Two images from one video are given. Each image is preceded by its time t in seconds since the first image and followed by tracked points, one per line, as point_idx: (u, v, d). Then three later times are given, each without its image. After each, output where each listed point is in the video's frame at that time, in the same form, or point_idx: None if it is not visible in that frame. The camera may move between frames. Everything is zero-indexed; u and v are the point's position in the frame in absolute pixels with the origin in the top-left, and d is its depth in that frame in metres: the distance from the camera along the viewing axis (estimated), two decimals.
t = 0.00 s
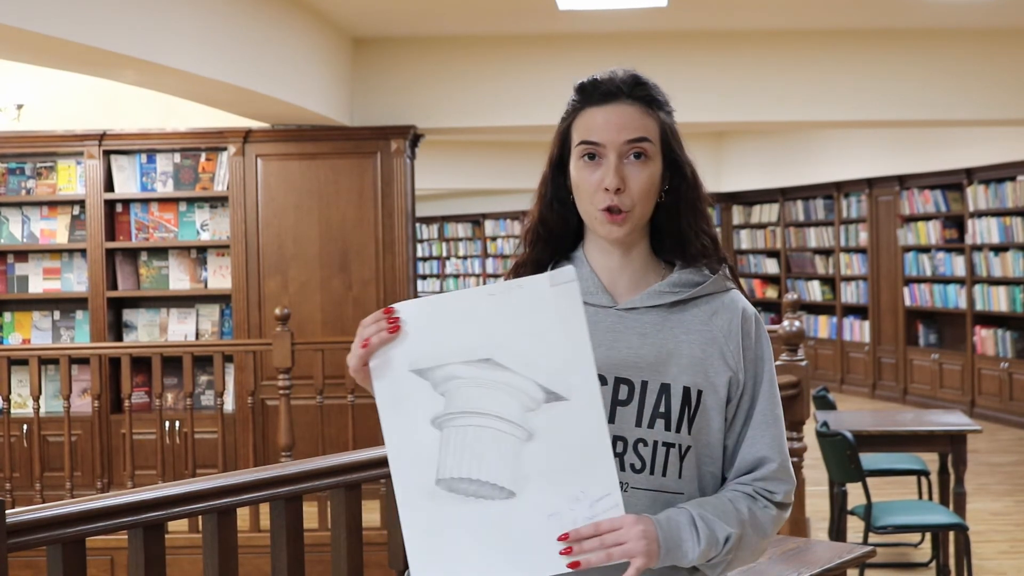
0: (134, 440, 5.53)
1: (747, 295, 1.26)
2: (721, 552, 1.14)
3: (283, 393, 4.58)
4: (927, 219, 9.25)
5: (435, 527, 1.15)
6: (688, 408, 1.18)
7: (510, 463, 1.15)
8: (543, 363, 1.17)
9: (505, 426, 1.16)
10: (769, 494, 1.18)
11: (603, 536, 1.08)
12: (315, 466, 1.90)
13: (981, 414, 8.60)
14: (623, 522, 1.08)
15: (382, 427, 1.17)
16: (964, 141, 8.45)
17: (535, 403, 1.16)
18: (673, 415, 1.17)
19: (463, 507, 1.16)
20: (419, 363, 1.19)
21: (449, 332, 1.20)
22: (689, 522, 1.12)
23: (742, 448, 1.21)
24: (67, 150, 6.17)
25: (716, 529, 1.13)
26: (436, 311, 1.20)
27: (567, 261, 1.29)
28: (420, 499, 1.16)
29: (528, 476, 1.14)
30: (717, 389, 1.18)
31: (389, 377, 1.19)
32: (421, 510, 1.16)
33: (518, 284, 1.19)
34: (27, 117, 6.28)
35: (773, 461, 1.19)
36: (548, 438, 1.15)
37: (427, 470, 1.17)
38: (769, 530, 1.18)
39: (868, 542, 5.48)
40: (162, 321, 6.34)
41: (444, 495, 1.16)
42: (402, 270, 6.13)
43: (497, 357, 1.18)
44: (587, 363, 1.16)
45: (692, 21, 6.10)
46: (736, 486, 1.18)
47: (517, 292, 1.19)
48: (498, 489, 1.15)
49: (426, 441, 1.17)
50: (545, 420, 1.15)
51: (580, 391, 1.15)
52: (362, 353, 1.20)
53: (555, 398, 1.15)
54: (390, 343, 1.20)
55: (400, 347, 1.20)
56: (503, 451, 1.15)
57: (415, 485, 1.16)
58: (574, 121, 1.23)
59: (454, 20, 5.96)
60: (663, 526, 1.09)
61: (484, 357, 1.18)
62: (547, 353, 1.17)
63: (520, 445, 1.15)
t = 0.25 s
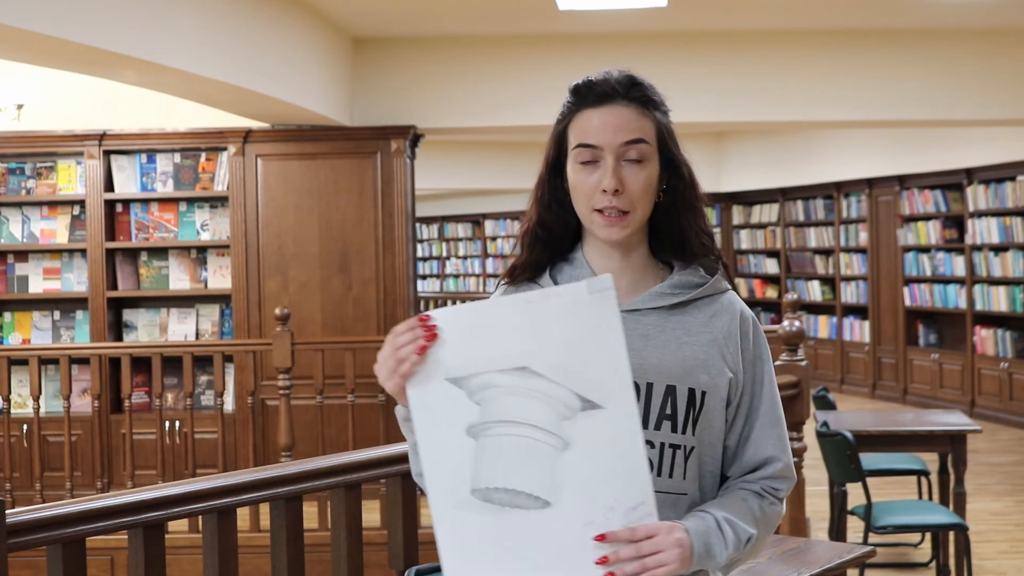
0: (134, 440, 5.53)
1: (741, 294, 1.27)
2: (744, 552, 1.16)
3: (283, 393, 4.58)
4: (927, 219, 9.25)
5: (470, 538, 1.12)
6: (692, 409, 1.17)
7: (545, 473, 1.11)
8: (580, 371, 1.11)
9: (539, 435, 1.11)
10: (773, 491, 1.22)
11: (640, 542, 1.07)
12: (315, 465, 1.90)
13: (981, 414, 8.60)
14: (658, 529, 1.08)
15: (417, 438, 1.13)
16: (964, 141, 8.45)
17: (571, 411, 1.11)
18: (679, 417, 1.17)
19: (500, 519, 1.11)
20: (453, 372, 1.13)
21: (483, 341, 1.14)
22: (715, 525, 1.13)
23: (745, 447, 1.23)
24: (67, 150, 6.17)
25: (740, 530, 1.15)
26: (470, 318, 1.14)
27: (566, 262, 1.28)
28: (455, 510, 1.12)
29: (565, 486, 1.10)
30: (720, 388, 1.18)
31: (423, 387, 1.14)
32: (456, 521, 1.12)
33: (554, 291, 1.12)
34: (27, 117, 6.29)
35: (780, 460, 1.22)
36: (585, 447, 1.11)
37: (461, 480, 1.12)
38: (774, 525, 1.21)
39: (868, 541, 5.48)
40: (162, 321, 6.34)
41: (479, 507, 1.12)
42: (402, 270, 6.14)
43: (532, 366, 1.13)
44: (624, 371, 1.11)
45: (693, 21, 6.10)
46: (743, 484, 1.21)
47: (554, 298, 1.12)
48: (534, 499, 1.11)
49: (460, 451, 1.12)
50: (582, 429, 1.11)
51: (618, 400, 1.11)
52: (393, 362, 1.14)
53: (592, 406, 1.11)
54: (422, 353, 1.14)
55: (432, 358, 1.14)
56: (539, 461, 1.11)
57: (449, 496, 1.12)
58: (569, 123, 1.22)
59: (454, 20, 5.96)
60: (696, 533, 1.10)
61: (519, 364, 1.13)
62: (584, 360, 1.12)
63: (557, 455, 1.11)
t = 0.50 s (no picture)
0: (134, 440, 5.53)
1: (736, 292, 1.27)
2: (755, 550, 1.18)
3: (283, 393, 4.58)
4: (927, 219, 9.25)
5: (500, 548, 1.10)
6: (698, 408, 1.17)
7: (578, 485, 1.11)
8: (617, 384, 1.13)
9: (574, 447, 1.12)
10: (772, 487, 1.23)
11: (666, 551, 1.10)
12: (316, 466, 1.89)
13: (981, 414, 8.60)
14: (684, 538, 1.10)
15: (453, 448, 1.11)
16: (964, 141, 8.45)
17: (607, 424, 1.12)
18: (687, 416, 1.17)
19: (531, 529, 1.11)
20: (491, 382, 1.12)
21: (521, 351, 1.13)
22: (731, 527, 1.15)
23: (744, 443, 1.23)
24: (67, 150, 6.17)
25: (753, 529, 1.18)
26: (511, 328, 1.12)
27: (566, 262, 1.27)
28: (485, 520, 1.11)
29: (598, 498, 1.11)
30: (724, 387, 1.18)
31: (460, 397, 1.12)
32: (486, 531, 1.11)
33: (597, 302, 1.13)
34: (27, 117, 6.29)
35: (781, 455, 1.23)
36: (618, 459, 1.12)
37: (494, 492, 1.11)
38: (774, 518, 1.23)
39: (869, 542, 5.48)
40: (162, 321, 6.34)
41: (511, 518, 1.11)
42: (402, 270, 6.14)
43: (572, 378, 1.13)
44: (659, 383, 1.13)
45: (693, 21, 6.11)
46: (744, 479, 1.22)
47: (595, 311, 1.13)
48: (566, 510, 1.11)
49: (492, 462, 1.11)
50: (617, 441, 1.12)
51: (652, 413, 1.13)
52: (432, 369, 1.11)
53: (627, 419, 1.12)
54: (463, 362, 1.11)
55: (471, 367, 1.12)
56: (573, 473, 1.11)
57: (479, 506, 1.11)
58: (568, 123, 1.22)
59: (455, 20, 5.96)
60: (717, 540, 1.12)
61: (558, 376, 1.13)
62: (621, 373, 1.13)
63: (591, 466, 1.11)
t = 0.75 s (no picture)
0: (134, 440, 5.53)
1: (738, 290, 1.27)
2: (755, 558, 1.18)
3: (283, 394, 4.58)
4: (927, 219, 9.25)
5: (527, 555, 1.08)
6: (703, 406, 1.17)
7: (605, 495, 1.08)
8: (650, 395, 1.08)
9: (603, 457, 1.08)
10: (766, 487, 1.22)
11: (688, 566, 1.07)
12: (316, 465, 1.90)
13: (981, 414, 8.60)
14: (707, 556, 1.08)
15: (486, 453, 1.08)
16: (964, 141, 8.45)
17: (637, 434, 1.08)
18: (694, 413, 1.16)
19: (558, 539, 1.07)
20: (526, 388, 1.08)
21: (559, 358, 1.08)
22: (740, 537, 1.15)
23: (745, 443, 1.23)
24: (67, 150, 6.17)
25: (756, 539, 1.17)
26: (550, 334, 1.08)
27: (565, 260, 1.26)
28: (515, 528, 1.08)
29: (627, 511, 1.08)
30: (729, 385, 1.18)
31: (497, 401, 1.08)
32: (515, 537, 1.08)
33: (637, 312, 1.08)
34: (27, 117, 6.30)
35: (780, 456, 1.23)
36: (648, 472, 1.08)
37: (524, 499, 1.08)
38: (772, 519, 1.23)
39: (869, 541, 5.48)
40: (162, 321, 6.34)
41: (539, 526, 1.07)
42: (402, 270, 6.14)
43: (605, 387, 1.08)
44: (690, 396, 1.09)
45: (693, 21, 6.11)
46: (742, 483, 1.21)
47: (633, 320, 1.08)
48: (593, 520, 1.08)
49: (523, 468, 1.08)
50: (648, 454, 1.08)
51: (684, 426, 1.09)
52: (469, 373, 1.08)
53: (659, 432, 1.08)
54: (502, 366, 1.08)
55: (509, 371, 1.08)
56: (600, 484, 1.08)
57: (509, 512, 1.08)
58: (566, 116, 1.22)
59: (455, 20, 5.96)
60: (729, 551, 1.12)
61: (592, 385, 1.09)
62: (657, 383, 1.08)
63: (619, 478, 1.08)
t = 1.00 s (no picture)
0: (134, 440, 5.53)
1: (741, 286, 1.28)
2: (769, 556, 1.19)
3: (283, 394, 4.58)
4: (927, 219, 9.25)
5: (551, 509, 1.05)
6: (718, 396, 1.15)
7: (645, 472, 1.05)
8: (718, 385, 1.04)
9: (654, 433, 1.04)
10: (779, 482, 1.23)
11: (707, 563, 1.07)
12: (315, 465, 1.89)
13: (981, 414, 8.60)
14: (727, 553, 1.08)
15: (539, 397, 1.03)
16: (964, 141, 8.45)
17: (692, 420, 1.05)
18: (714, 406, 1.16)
19: (588, 502, 1.04)
20: (598, 343, 1.01)
21: (640, 323, 1.01)
22: (756, 537, 1.15)
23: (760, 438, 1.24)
24: (67, 150, 6.17)
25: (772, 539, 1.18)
26: (638, 296, 1.01)
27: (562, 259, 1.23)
28: (546, 477, 1.04)
29: (665, 492, 1.05)
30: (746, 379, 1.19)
31: (563, 348, 1.02)
32: (542, 489, 1.04)
33: (726, 300, 1.03)
34: (27, 117, 6.30)
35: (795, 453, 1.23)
36: (694, 459, 1.05)
37: (564, 454, 1.04)
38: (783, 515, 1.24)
39: (869, 541, 5.48)
40: (162, 321, 6.34)
41: (572, 484, 1.04)
42: (402, 271, 6.14)
43: (675, 364, 1.03)
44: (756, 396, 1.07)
45: (693, 21, 6.10)
46: (760, 481, 1.22)
47: (721, 307, 1.03)
48: (626, 491, 1.05)
49: (570, 425, 1.03)
50: (698, 441, 1.05)
51: (740, 423, 1.06)
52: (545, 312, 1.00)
53: (714, 422, 1.05)
54: (579, 315, 1.00)
55: (585, 322, 1.00)
56: (644, 459, 1.04)
57: (545, 463, 1.04)
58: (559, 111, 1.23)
59: (455, 20, 5.96)
60: (746, 549, 1.12)
61: (663, 359, 1.03)
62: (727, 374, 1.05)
63: (662, 458, 1.05)
